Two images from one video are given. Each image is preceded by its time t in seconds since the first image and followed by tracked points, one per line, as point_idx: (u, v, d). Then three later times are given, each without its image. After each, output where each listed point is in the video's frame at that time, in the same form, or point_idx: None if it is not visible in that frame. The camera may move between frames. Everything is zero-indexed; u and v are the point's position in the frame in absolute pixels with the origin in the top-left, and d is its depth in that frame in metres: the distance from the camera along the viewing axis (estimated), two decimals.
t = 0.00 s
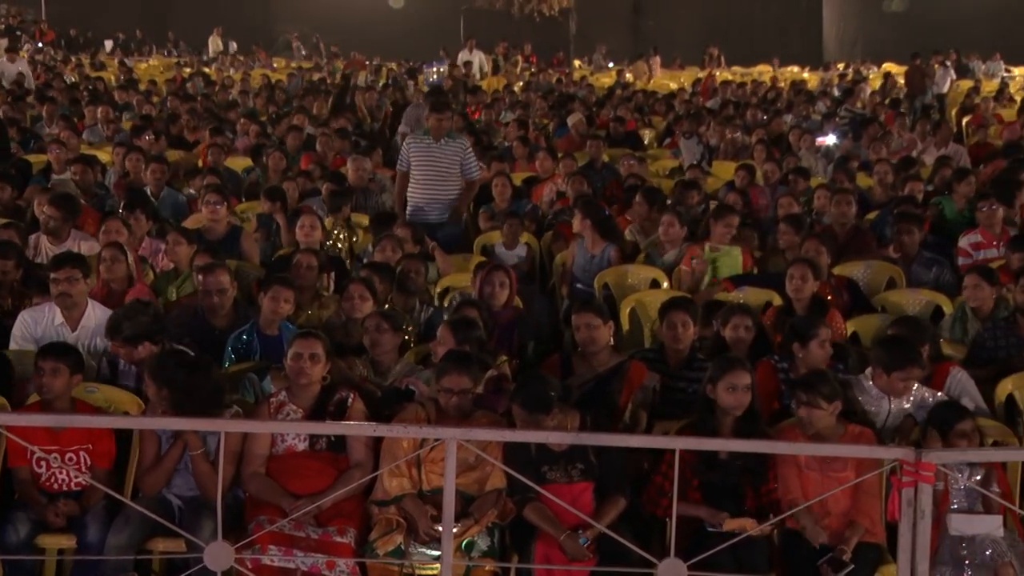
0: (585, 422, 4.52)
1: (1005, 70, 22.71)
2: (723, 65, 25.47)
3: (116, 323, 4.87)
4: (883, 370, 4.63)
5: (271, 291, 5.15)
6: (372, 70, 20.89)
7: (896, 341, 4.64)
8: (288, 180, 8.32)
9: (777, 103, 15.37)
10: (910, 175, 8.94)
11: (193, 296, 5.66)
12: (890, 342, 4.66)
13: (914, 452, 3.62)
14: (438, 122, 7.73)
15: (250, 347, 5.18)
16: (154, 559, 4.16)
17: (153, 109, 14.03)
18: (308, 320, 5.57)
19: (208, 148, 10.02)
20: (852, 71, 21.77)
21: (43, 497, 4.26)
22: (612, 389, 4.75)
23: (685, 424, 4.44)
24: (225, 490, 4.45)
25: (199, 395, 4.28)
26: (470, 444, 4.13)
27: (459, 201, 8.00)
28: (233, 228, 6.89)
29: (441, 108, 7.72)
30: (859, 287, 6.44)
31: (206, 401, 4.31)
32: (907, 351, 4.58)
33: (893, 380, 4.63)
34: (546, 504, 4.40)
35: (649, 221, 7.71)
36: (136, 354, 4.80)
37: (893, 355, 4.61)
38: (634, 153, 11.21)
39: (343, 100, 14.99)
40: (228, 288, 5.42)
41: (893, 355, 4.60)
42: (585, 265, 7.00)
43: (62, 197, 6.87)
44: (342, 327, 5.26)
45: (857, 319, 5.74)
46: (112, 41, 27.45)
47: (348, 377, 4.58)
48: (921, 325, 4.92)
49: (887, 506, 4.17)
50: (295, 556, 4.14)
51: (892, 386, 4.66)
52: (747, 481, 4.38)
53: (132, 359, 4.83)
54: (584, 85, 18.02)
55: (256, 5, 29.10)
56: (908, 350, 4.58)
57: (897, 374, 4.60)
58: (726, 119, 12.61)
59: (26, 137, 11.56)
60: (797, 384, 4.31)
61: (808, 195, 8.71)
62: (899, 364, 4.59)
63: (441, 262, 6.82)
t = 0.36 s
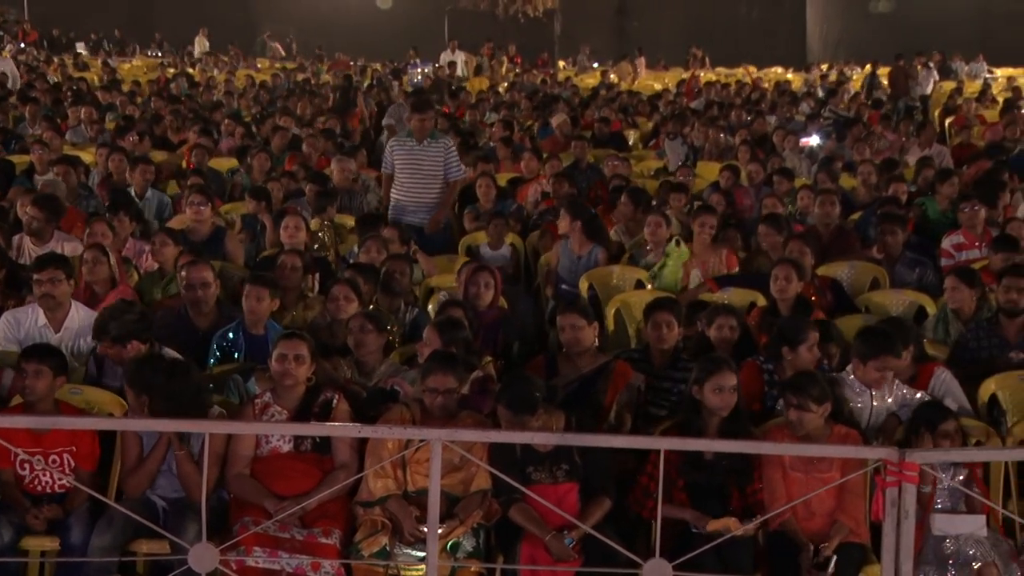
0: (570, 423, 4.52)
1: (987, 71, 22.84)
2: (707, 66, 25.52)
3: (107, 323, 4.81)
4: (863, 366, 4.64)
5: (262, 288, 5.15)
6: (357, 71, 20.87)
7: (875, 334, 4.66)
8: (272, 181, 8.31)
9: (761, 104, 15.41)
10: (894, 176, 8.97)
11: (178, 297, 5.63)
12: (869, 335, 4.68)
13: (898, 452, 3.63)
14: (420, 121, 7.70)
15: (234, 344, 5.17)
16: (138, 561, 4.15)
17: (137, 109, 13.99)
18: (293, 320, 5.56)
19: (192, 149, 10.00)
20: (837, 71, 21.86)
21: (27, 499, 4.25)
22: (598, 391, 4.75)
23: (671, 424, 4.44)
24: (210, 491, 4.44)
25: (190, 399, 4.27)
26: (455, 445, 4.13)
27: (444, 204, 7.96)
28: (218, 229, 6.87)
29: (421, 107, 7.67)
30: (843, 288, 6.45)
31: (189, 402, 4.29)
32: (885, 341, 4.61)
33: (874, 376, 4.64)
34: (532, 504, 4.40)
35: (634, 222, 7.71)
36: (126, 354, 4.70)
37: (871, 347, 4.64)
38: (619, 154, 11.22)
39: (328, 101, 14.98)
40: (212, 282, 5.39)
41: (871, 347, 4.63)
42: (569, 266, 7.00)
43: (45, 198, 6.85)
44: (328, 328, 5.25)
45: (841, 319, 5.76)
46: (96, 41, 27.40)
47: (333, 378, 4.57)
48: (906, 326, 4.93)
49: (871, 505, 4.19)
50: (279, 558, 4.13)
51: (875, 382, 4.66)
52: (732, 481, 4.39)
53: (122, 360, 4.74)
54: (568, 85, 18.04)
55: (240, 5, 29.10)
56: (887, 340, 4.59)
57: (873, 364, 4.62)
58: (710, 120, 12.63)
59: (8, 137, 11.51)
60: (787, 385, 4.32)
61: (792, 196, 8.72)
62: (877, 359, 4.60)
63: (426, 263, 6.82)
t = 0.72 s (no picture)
0: (556, 425, 4.52)
1: (970, 74, 22.93)
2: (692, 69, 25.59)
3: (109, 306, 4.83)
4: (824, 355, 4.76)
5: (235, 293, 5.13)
6: (342, 73, 20.87)
7: (844, 329, 4.80)
8: (258, 183, 8.31)
9: (746, 106, 15.46)
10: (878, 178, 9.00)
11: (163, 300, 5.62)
12: (846, 334, 4.77)
13: (883, 452, 3.65)
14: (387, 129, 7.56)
15: (212, 346, 5.17)
16: (122, 565, 4.13)
17: (122, 111, 13.97)
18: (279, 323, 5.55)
19: (178, 151, 9.99)
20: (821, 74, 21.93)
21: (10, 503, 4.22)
22: (584, 393, 4.75)
23: (657, 426, 4.45)
24: (194, 494, 4.43)
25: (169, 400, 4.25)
26: (440, 448, 4.13)
27: (426, 210, 7.75)
28: (203, 231, 6.86)
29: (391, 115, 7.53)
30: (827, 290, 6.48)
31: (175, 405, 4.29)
32: (852, 333, 4.74)
33: (837, 368, 4.72)
34: (518, 507, 4.40)
35: (620, 224, 7.73)
36: (123, 341, 4.70)
37: (839, 341, 4.77)
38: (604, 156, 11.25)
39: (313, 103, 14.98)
40: (198, 291, 5.38)
41: (837, 340, 4.77)
42: (554, 268, 7.00)
43: (29, 201, 6.82)
44: (313, 330, 5.24)
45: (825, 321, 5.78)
46: (80, 43, 27.34)
47: (319, 381, 4.57)
48: (891, 329, 4.94)
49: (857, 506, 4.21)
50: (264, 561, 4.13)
51: (842, 374, 4.72)
52: (717, 481, 4.42)
53: (119, 344, 4.73)
54: (554, 87, 18.08)
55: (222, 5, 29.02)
56: (851, 331, 4.75)
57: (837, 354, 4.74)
58: (695, 122, 12.66)
59: None
60: (777, 384, 4.34)
61: (778, 198, 8.75)
62: (837, 349, 4.72)
63: (411, 266, 6.83)
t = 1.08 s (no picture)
0: (539, 426, 4.53)
1: (950, 75, 23.03)
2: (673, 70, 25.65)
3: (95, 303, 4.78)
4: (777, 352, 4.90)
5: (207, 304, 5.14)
6: (323, 73, 20.82)
7: (800, 327, 4.96)
8: (239, 184, 8.28)
9: (727, 107, 15.48)
10: (859, 180, 9.02)
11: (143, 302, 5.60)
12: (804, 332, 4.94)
13: (863, 453, 3.66)
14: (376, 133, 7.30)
15: (195, 354, 5.15)
16: (103, 567, 4.12)
17: (102, 111, 13.91)
18: (261, 324, 5.55)
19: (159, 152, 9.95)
20: (802, 74, 21.98)
21: None
22: (566, 395, 4.77)
23: (639, 426, 4.45)
24: (176, 496, 4.42)
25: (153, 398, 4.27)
26: (423, 449, 4.12)
27: (414, 215, 7.54)
28: (184, 232, 6.84)
29: (379, 121, 7.26)
30: (808, 290, 6.49)
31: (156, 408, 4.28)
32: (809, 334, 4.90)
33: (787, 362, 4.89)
34: (500, 507, 4.41)
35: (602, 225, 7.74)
36: (105, 339, 4.67)
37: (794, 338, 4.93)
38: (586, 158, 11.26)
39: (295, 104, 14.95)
40: (179, 294, 5.37)
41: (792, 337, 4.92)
42: (536, 269, 6.99)
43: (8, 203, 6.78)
44: (295, 332, 5.24)
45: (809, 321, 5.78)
46: (60, 43, 27.21)
47: (301, 381, 4.56)
48: (873, 329, 4.86)
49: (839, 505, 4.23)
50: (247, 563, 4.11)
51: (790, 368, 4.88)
52: (700, 480, 4.42)
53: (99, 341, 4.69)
54: (536, 88, 18.08)
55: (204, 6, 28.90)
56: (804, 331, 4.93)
57: (788, 349, 4.89)
58: (677, 123, 12.68)
59: None
60: (761, 383, 4.35)
61: (759, 198, 8.76)
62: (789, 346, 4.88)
63: (393, 267, 6.82)
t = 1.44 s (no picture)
0: (520, 426, 4.53)
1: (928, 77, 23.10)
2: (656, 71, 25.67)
3: (73, 311, 4.74)
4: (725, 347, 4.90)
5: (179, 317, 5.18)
6: (304, 74, 20.76)
7: (741, 320, 4.96)
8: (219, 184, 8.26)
9: (707, 107, 15.51)
10: (838, 180, 9.05)
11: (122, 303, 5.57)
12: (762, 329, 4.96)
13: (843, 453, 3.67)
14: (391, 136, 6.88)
15: (179, 358, 5.16)
16: (82, 569, 4.11)
17: (80, 112, 13.84)
18: (241, 325, 5.53)
19: (137, 153, 9.91)
20: (782, 76, 22.00)
21: None
22: (547, 395, 4.78)
23: (620, 427, 4.45)
24: (156, 498, 4.40)
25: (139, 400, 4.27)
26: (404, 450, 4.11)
27: (420, 227, 7.17)
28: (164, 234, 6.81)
29: (401, 126, 6.79)
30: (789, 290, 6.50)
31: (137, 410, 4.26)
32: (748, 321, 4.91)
33: (735, 358, 4.91)
34: (481, 508, 4.41)
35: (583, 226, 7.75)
36: (89, 345, 4.62)
37: (735, 330, 4.93)
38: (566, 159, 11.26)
39: (274, 105, 14.90)
40: (158, 296, 5.37)
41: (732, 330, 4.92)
42: (519, 270, 6.98)
43: None
44: (276, 332, 5.22)
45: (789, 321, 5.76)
46: (40, 43, 27.05)
47: (281, 383, 4.56)
48: (854, 328, 4.79)
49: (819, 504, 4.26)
50: (227, 565, 4.10)
51: (739, 364, 4.90)
52: (683, 482, 4.40)
53: (83, 349, 4.63)
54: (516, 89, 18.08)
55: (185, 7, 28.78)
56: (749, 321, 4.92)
57: (735, 346, 4.89)
58: (657, 124, 12.69)
59: None
60: (742, 382, 4.36)
61: (739, 199, 8.78)
62: (739, 341, 4.88)
63: (374, 268, 6.81)
